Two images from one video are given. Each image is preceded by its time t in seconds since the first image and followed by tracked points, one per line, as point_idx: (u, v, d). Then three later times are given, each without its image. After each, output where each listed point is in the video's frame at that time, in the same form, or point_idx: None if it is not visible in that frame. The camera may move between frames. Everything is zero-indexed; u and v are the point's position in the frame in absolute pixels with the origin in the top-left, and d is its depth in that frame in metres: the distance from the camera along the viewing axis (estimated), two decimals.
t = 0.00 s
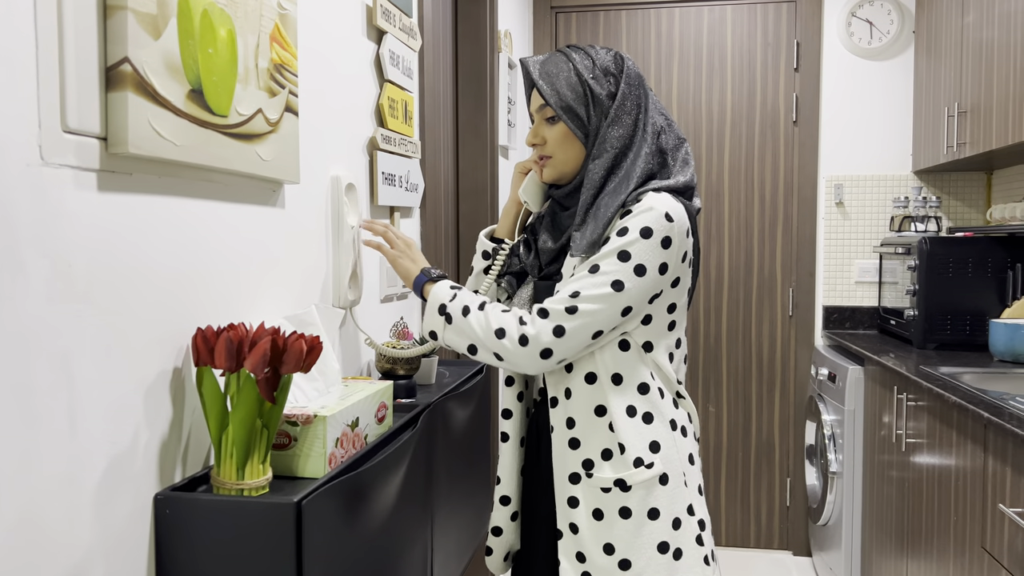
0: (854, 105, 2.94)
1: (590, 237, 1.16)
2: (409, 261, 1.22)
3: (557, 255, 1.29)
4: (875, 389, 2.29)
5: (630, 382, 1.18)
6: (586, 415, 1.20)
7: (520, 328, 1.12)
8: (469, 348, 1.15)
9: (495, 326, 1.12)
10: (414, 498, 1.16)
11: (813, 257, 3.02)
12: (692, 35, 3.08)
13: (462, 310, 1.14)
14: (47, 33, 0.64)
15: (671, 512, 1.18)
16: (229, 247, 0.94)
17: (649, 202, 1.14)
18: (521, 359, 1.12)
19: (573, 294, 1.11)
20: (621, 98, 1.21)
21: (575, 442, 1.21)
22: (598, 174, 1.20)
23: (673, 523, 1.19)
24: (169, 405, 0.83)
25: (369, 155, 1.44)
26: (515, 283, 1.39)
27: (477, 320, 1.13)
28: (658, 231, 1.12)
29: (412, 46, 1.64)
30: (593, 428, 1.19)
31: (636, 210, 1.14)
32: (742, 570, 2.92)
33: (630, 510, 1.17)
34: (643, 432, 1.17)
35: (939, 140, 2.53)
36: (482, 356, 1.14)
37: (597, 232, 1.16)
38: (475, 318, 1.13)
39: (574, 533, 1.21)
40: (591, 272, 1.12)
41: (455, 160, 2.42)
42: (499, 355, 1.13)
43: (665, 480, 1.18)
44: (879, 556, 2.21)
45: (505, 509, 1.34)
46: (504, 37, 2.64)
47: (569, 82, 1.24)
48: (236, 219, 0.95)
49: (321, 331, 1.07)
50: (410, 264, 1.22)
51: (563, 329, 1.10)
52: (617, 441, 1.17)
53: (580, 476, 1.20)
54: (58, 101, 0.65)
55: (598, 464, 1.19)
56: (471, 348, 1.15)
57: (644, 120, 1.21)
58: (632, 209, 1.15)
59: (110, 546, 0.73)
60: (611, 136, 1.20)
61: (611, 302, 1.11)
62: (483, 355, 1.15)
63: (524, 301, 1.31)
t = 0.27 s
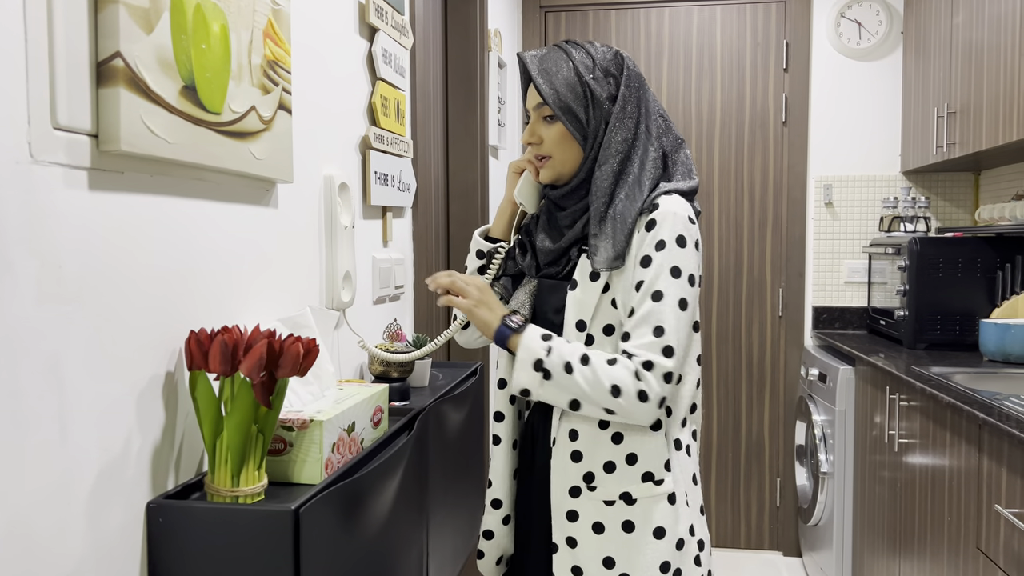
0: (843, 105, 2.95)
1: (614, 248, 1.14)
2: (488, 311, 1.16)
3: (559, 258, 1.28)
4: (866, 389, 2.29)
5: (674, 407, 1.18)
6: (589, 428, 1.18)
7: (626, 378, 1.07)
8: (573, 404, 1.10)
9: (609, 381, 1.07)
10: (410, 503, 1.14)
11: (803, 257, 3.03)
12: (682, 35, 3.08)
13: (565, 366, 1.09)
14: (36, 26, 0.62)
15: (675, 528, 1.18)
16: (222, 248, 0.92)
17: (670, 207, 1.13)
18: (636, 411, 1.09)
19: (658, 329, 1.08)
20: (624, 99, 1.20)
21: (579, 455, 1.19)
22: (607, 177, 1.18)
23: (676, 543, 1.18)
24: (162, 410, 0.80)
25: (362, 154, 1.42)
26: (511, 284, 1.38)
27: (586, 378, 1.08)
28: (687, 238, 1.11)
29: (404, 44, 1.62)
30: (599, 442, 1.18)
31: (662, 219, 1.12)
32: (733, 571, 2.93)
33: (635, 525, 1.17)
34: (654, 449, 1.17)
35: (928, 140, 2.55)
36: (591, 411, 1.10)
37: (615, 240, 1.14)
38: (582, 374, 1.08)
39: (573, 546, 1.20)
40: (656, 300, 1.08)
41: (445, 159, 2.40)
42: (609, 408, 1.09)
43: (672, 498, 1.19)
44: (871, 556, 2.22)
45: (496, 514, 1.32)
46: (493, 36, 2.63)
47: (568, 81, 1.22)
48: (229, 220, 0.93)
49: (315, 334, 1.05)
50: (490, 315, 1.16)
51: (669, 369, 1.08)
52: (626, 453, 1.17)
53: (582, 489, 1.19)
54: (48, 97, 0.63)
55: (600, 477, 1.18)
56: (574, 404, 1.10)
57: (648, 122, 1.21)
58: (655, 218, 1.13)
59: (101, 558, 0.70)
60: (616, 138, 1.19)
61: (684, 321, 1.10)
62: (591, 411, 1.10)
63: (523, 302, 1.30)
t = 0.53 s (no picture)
0: (832, 106, 2.97)
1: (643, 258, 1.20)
2: (583, 387, 1.16)
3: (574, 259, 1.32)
4: (856, 390, 2.30)
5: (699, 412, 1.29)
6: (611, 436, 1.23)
7: (730, 397, 1.17)
8: (682, 433, 1.19)
9: (716, 403, 1.16)
10: (405, 507, 1.13)
11: (791, 258, 3.04)
12: (671, 36, 3.08)
13: (672, 406, 1.16)
14: (29, 20, 0.60)
15: (693, 530, 1.27)
16: (216, 248, 0.90)
17: (699, 215, 1.21)
18: (734, 420, 1.19)
19: (734, 339, 1.18)
20: (637, 100, 1.26)
21: (598, 462, 1.24)
22: (628, 181, 1.24)
23: (694, 546, 1.27)
24: (156, 414, 0.79)
25: (354, 153, 1.40)
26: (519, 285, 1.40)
27: (694, 408, 1.16)
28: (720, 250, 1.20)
29: (396, 43, 1.60)
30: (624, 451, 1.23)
31: (696, 229, 1.20)
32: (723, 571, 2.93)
33: (658, 529, 1.23)
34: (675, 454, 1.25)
35: (916, 141, 2.57)
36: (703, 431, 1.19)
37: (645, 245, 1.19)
38: (689, 407, 1.16)
39: (594, 556, 1.23)
40: (720, 311, 1.17)
41: (435, 159, 2.38)
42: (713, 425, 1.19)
43: (693, 500, 1.27)
44: (861, 556, 2.23)
45: (495, 519, 1.34)
46: (483, 35, 2.61)
47: (580, 83, 1.27)
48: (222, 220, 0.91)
49: (310, 336, 1.03)
50: (587, 391, 1.16)
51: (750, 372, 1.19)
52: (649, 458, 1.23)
53: (604, 496, 1.23)
54: (41, 94, 0.61)
55: (624, 484, 1.23)
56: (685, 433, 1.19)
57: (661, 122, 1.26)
58: (689, 229, 1.19)
59: (97, 565, 0.69)
60: (633, 140, 1.24)
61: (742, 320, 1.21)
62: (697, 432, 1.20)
63: (533, 304, 1.32)
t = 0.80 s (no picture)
0: (818, 108, 2.99)
1: (665, 261, 1.19)
2: (624, 407, 1.17)
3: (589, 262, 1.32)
4: (844, 390, 2.32)
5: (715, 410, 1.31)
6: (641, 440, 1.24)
7: (760, 392, 1.20)
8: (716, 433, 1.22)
9: (748, 401, 1.19)
10: (399, 509, 1.12)
11: (779, 259, 3.06)
12: (659, 37, 3.08)
13: (707, 409, 1.18)
14: (21, 16, 0.59)
15: (719, 526, 1.30)
16: (208, 248, 0.88)
17: (718, 216, 1.23)
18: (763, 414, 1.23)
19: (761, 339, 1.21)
20: (651, 100, 1.26)
21: (633, 469, 1.23)
22: (646, 182, 1.24)
23: (721, 541, 1.30)
24: (149, 417, 0.77)
25: (346, 153, 1.38)
26: (529, 288, 1.38)
27: (728, 409, 1.19)
28: (739, 249, 1.23)
29: (387, 41, 1.58)
30: (654, 456, 1.24)
31: (717, 229, 1.22)
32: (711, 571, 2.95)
33: (694, 529, 1.24)
34: (701, 453, 1.27)
35: (903, 142, 2.59)
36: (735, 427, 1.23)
37: (667, 247, 1.20)
38: (724, 409, 1.19)
39: (637, 564, 1.22)
40: (746, 309, 1.20)
41: (424, 159, 2.37)
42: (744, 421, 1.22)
43: (717, 496, 1.30)
44: (848, 555, 2.25)
45: (512, 527, 1.35)
46: (472, 35, 2.60)
47: (592, 84, 1.27)
48: (214, 221, 0.90)
49: (303, 337, 1.03)
50: (629, 409, 1.17)
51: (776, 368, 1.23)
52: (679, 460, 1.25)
53: (641, 503, 1.23)
54: (32, 90, 0.60)
55: (659, 488, 1.23)
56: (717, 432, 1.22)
57: (674, 121, 1.27)
58: (711, 230, 1.22)
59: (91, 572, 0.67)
60: (648, 141, 1.25)
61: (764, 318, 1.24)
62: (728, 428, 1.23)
63: (546, 308, 1.31)
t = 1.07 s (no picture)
0: (803, 110, 3.01)
1: (672, 263, 1.20)
2: (626, 407, 1.17)
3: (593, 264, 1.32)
4: (829, 390, 2.34)
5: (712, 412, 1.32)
6: (642, 443, 1.25)
7: (758, 394, 1.22)
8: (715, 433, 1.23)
9: (746, 402, 1.20)
10: (387, 513, 1.11)
11: (764, 260, 3.08)
12: (645, 38, 3.09)
13: (707, 410, 1.19)
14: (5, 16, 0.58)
15: (721, 526, 1.30)
16: (194, 250, 0.87)
17: (720, 217, 1.24)
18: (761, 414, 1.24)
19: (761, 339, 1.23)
20: (655, 101, 1.28)
21: (634, 470, 1.24)
22: (651, 183, 1.25)
23: (723, 541, 1.30)
24: (135, 421, 0.76)
25: (333, 154, 1.37)
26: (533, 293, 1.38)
27: (727, 410, 1.20)
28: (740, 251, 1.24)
29: (374, 42, 1.57)
30: (655, 456, 1.24)
31: (719, 231, 1.23)
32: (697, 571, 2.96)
33: (696, 530, 1.25)
34: (702, 454, 1.27)
35: (887, 144, 2.62)
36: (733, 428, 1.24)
37: (672, 249, 1.21)
38: (723, 409, 1.20)
39: (639, 565, 1.23)
40: (746, 310, 1.21)
41: (410, 160, 2.36)
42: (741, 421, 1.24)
43: (717, 496, 1.30)
44: (834, 554, 2.27)
45: (516, 534, 1.33)
46: (458, 36, 2.60)
47: (595, 84, 1.28)
48: (201, 223, 0.89)
49: (292, 340, 1.02)
50: (630, 409, 1.18)
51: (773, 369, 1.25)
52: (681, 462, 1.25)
53: (643, 504, 1.23)
54: (17, 91, 0.59)
55: (661, 490, 1.24)
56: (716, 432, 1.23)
57: (677, 122, 1.28)
58: (714, 231, 1.23)
59: None
60: (652, 141, 1.26)
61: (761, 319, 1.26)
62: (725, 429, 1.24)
63: (551, 312, 1.30)
